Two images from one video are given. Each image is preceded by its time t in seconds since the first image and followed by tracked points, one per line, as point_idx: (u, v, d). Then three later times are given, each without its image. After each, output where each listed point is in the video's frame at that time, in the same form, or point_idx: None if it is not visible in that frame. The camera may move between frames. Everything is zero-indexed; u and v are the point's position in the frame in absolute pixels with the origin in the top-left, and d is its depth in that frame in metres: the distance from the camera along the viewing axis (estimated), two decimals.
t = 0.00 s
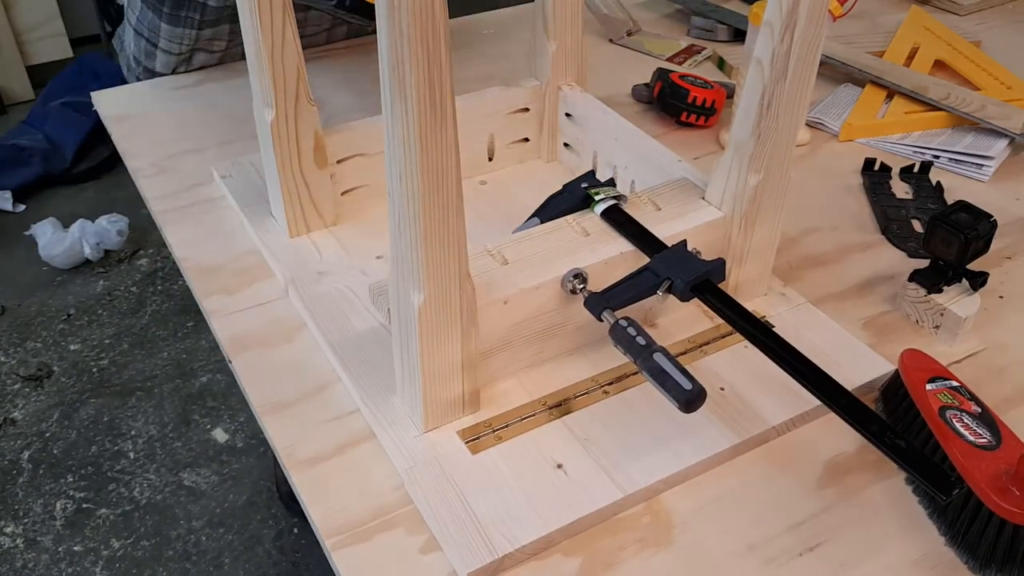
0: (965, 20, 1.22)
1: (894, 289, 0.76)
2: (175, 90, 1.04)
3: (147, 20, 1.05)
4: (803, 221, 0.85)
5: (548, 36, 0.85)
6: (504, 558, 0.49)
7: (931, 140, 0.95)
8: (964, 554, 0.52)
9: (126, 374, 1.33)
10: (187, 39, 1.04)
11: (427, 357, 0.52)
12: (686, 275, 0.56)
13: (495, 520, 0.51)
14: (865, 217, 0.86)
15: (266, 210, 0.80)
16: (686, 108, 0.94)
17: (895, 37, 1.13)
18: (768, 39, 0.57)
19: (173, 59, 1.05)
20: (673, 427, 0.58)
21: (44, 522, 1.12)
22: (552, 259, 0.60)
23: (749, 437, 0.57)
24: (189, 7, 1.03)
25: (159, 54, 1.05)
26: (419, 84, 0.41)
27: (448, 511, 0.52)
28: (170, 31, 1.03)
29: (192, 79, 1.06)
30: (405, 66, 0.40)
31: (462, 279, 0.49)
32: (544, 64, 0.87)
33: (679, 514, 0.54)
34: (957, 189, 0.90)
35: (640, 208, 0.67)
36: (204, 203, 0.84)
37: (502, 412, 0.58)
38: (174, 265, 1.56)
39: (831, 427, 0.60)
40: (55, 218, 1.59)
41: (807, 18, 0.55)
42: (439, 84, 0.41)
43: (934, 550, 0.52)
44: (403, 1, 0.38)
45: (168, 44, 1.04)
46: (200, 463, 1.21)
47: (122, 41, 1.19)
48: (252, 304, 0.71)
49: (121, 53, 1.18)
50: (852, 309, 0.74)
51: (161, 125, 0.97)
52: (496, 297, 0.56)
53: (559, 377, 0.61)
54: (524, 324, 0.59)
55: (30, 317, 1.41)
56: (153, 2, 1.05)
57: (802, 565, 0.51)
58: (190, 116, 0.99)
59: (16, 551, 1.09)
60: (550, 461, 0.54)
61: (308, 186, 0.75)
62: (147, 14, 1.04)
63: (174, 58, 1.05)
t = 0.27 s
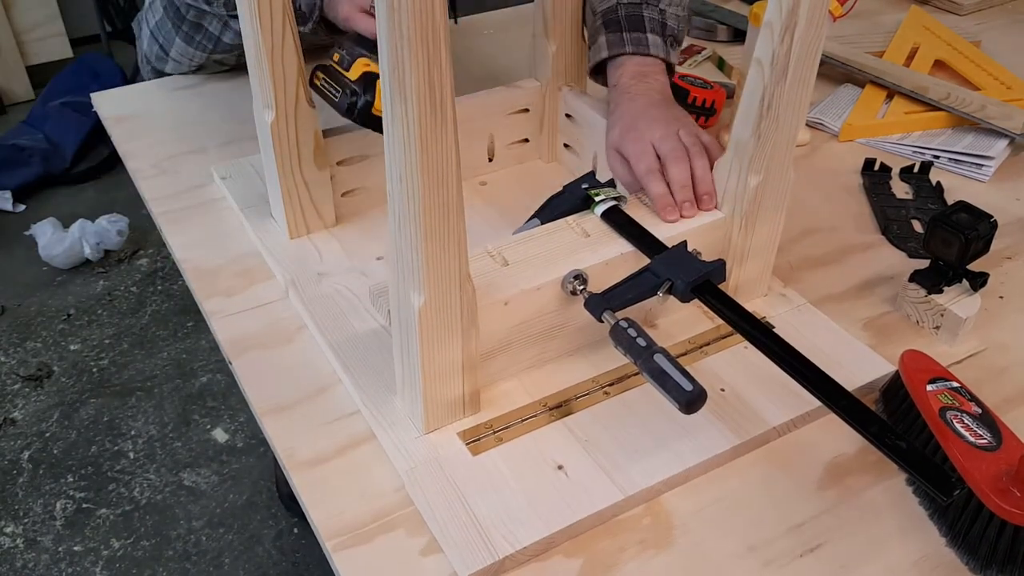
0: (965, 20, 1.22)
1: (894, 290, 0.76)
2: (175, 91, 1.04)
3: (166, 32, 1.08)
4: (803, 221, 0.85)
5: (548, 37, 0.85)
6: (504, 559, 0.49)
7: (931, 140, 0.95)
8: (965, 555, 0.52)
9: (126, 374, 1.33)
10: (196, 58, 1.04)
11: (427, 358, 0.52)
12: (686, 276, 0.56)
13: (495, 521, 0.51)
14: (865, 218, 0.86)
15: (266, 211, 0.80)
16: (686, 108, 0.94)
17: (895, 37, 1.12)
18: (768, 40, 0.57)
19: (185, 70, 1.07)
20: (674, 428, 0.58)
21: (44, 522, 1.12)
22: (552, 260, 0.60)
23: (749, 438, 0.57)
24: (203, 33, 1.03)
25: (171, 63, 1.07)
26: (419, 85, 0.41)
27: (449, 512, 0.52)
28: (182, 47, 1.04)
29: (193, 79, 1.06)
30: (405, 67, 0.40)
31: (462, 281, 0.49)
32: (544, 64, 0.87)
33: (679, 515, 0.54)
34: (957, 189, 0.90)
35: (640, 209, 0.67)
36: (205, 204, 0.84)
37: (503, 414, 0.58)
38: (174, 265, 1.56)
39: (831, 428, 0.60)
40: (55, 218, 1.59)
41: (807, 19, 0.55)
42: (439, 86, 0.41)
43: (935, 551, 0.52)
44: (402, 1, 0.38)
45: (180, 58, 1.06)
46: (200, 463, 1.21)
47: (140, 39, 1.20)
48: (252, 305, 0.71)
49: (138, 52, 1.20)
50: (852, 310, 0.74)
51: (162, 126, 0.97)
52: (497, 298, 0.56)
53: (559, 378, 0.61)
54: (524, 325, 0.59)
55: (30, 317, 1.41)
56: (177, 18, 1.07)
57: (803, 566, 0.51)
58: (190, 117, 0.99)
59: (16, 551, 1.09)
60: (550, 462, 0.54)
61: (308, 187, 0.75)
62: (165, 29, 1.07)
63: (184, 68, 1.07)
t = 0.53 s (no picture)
0: (964, 20, 1.22)
1: (894, 290, 0.76)
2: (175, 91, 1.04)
3: (166, 34, 1.08)
4: (803, 221, 0.85)
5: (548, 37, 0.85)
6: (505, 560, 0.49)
7: (931, 140, 0.95)
8: (965, 555, 0.52)
9: (126, 374, 1.33)
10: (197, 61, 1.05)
11: (428, 359, 0.52)
12: (686, 276, 0.56)
13: (496, 521, 0.51)
14: (865, 218, 0.86)
15: (266, 211, 0.80)
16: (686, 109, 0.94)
17: (895, 37, 1.12)
18: (768, 39, 0.56)
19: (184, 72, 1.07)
20: (674, 428, 0.58)
21: (44, 522, 1.12)
22: (552, 260, 0.60)
23: (749, 438, 0.57)
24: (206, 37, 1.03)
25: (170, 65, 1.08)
26: (419, 85, 0.41)
27: (449, 513, 0.52)
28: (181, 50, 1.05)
29: (192, 79, 1.06)
30: (405, 67, 0.40)
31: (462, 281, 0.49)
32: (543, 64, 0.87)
33: (679, 515, 0.54)
34: (957, 189, 0.90)
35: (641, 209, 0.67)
36: (205, 204, 0.84)
37: (503, 414, 0.58)
38: (174, 265, 1.56)
39: (831, 428, 0.60)
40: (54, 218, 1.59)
41: (807, 19, 0.55)
42: (440, 86, 0.41)
43: (935, 551, 0.52)
44: (402, 1, 0.38)
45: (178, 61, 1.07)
46: (200, 463, 1.21)
47: (138, 38, 1.20)
48: (252, 305, 0.71)
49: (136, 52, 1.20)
50: (852, 310, 0.74)
51: (161, 127, 0.97)
52: (497, 298, 0.56)
53: (559, 378, 0.61)
54: (524, 325, 0.59)
55: (30, 317, 1.41)
56: (176, 20, 1.07)
57: (803, 567, 0.51)
58: (190, 117, 0.99)
59: (16, 551, 1.09)
60: (550, 462, 0.54)
61: (308, 187, 0.75)
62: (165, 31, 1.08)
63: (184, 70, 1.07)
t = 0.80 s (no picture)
0: (964, 20, 1.22)
1: (894, 290, 0.76)
2: (175, 92, 1.04)
3: (167, 36, 1.07)
4: (803, 221, 0.85)
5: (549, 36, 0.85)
6: (505, 560, 0.49)
7: (931, 140, 0.95)
8: (965, 555, 0.52)
9: (126, 374, 1.33)
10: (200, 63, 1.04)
11: (428, 359, 0.52)
12: (687, 277, 0.56)
13: (496, 521, 0.51)
14: (865, 218, 0.86)
15: (266, 211, 0.80)
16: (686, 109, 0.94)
17: (895, 37, 1.12)
18: (768, 39, 0.56)
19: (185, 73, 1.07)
20: (674, 428, 0.58)
21: (44, 522, 1.12)
22: (553, 260, 0.60)
23: (749, 438, 0.57)
24: (208, 40, 1.01)
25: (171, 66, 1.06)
26: (419, 85, 0.41)
27: (449, 513, 0.52)
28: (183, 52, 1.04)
29: (192, 79, 1.06)
30: (406, 67, 0.40)
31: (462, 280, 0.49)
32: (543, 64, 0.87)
33: (679, 516, 0.54)
34: (957, 189, 0.90)
35: (641, 209, 0.67)
36: (205, 204, 0.84)
37: (503, 414, 0.58)
38: (174, 265, 1.56)
39: (831, 428, 0.60)
40: (54, 218, 1.59)
41: (808, 19, 0.55)
42: (439, 86, 0.41)
43: (935, 551, 0.52)
44: (402, 1, 0.38)
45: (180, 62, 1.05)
46: (200, 463, 1.21)
47: (138, 38, 1.20)
48: (253, 305, 0.71)
49: (136, 51, 1.20)
50: (853, 310, 0.74)
51: (161, 127, 0.97)
52: (497, 298, 0.56)
53: (559, 378, 0.61)
54: (524, 326, 0.59)
55: (30, 317, 1.41)
56: (179, 22, 1.05)
57: (804, 567, 0.51)
58: (190, 118, 0.99)
59: (16, 551, 1.09)
60: (551, 462, 0.54)
61: (308, 188, 0.75)
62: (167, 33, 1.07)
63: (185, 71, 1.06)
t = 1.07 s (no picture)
0: (964, 20, 1.22)
1: (895, 290, 0.76)
2: (175, 92, 1.04)
3: (167, 34, 1.06)
4: (803, 222, 0.85)
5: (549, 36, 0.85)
6: (506, 563, 0.49)
7: (931, 140, 0.95)
8: (966, 557, 0.52)
9: (126, 374, 1.33)
10: (200, 61, 1.03)
11: (429, 361, 0.52)
12: (688, 279, 0.56)
13: (497, 523, 0.51)
14: (866, 218, 0.86)
15: (266, 212, 0.80)
16: (687, 109, 0.94)
17: (895, 37, 1.12)
18: (769, 41, 0.56)
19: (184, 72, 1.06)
20: (675, 429, 0.58)
21: (44, 522, 1.12)
22: (553, 262, 0.60)
23: (751, 440, 0.57)
24: (209, 40, 1.00)
25: (170, 64, 1.05)
26: (421, 88, 0.41)
27: (450, 515, 0.52)
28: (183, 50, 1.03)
29: (192, 79, 1.06)
30: (408, 70, 0.40)
31: (463, 283, 0.49)
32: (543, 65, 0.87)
33: (680, 517, 0.54)
34: (958, 189, 0.90)
35: (641, 211, 0.67)
36: (205, 205, 0.84)
37: (504, 416, 0.58)
38: (174, 265, 1.56)
39: (832, 430, 0.60)
40: (54, 218, 1.59)
41: (808, 21, 0.55)
42: (441, 89, 0.41)
43: (937, 552, 0.52)
44: (404, 4, 0.38)
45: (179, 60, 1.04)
46: (200, 463, 1.21)
47: (137, 38, 1.19)
48: (253, 307, 0.71)
49: (135, 50, 1.20)
50: (853, 311, 0.74)
51: (161, 128, 0.97)
52: (498, 300, 0.56)
53: (560, 380, 0.61)
54: (525, 327, 0.59)
55: (30, 317, 1.41)
56: (178, 20, 1.04)
57: (805, 569, 0.51)
58: (189, 118, 0.99)
59: (16, 551, 1.09)
60: (552, 464, 0.54)
61: (308, 189, 0.75)
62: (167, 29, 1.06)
63: (185, 70, 1.05)
